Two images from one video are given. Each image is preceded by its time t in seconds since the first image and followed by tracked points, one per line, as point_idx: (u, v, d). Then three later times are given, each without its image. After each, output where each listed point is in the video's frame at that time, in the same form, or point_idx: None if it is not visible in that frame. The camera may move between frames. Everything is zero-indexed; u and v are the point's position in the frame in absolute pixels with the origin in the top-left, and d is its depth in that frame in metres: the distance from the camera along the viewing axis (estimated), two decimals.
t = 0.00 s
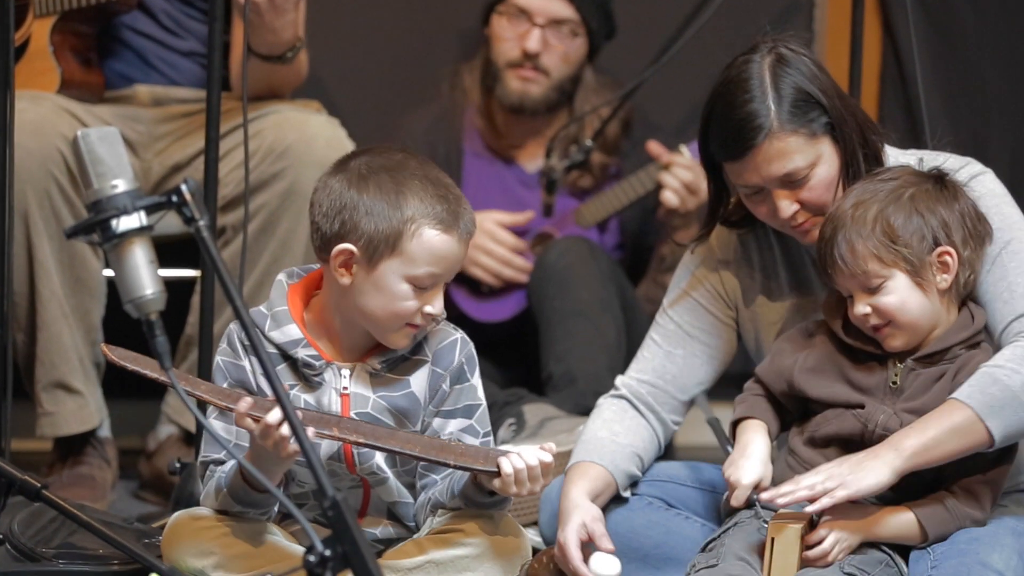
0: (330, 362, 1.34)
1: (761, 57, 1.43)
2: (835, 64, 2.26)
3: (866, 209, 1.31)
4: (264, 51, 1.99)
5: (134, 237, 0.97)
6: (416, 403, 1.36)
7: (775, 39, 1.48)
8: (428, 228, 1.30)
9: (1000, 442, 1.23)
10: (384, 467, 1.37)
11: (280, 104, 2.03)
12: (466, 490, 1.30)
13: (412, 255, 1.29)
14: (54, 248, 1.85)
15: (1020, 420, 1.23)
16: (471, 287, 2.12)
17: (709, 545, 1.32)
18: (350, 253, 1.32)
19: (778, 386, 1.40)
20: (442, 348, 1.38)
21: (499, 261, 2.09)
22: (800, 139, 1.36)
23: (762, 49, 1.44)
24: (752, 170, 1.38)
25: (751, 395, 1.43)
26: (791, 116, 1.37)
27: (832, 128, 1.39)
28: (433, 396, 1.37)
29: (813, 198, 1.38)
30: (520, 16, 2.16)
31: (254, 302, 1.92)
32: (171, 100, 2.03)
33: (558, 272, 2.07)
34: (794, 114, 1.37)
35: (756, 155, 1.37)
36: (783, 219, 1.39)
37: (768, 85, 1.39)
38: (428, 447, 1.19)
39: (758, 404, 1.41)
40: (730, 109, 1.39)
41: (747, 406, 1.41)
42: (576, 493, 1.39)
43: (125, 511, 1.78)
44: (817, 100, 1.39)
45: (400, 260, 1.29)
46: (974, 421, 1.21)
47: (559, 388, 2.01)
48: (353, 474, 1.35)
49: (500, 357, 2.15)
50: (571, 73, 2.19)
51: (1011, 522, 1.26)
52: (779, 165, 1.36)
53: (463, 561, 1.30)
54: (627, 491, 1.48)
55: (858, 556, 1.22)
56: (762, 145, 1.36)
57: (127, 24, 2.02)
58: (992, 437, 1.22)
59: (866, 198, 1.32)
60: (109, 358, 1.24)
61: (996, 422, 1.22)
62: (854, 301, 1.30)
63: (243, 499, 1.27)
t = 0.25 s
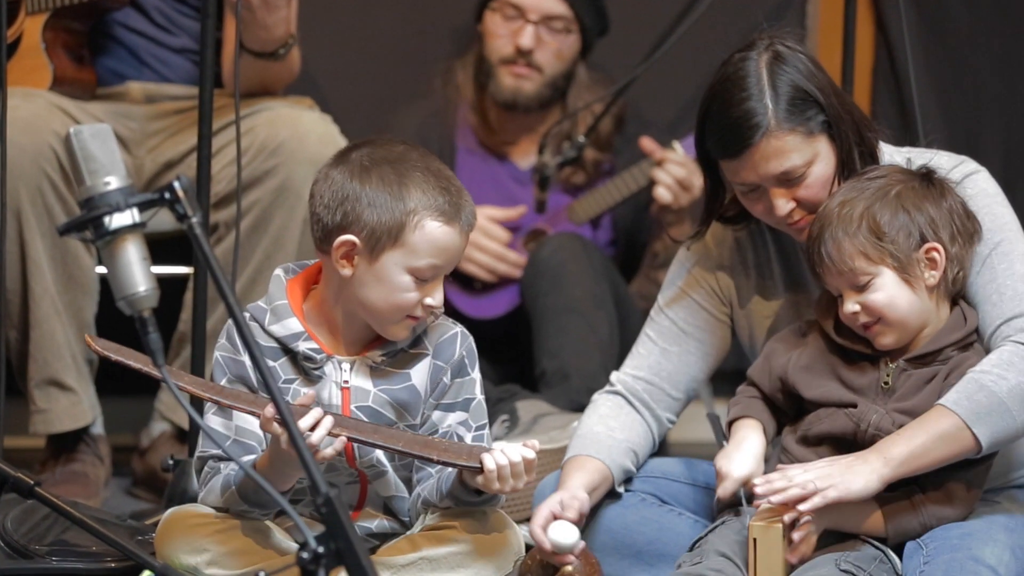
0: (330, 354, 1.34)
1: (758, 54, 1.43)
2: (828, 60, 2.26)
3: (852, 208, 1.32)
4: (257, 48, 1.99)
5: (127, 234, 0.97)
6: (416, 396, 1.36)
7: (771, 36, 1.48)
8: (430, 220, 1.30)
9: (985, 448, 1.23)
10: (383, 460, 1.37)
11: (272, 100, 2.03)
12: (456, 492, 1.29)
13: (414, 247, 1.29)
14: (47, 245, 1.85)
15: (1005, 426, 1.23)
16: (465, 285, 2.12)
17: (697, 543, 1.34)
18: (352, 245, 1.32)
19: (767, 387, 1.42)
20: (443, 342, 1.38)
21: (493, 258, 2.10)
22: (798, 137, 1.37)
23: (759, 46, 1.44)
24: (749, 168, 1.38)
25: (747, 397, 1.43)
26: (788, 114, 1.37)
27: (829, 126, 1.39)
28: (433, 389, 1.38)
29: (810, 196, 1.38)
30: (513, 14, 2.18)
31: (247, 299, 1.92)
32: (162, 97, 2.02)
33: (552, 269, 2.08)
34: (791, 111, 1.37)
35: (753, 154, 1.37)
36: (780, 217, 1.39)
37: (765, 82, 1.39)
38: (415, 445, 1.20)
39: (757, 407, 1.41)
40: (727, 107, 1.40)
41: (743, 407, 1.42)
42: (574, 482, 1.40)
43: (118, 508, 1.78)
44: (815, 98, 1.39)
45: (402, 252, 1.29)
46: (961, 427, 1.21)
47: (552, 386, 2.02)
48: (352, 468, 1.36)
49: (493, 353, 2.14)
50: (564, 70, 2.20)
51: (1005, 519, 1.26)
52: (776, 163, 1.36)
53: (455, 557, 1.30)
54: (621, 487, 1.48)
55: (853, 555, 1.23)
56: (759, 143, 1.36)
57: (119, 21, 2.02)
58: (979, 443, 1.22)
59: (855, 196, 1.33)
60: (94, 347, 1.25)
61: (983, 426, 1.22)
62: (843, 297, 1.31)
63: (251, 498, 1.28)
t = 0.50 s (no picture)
0: (333, 349, 1.34)
1: (753, 54, 1.43)
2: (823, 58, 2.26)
3: (891, 201, 1.32)
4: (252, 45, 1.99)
5: (123, 232, 0.97)
6: (417, 391, 1.36)
7: (766, 35, 1.49)
8: (430, 203, 1.30)
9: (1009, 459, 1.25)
10: (383, 456, 1.37)
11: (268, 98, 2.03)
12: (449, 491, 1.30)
13: (414, 230, 1.29)
14: (43, 242, 1.85)
15: None
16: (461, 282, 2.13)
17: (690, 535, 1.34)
18: (353, 230, 1.32)
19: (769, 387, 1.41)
20: (444, 338, 1.38)
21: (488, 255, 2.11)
22: (795, 138, 1.37)
23: (754, 46, 1.45)
24: (747, 168, 1.38)
25: (748, 401, 1.42)
26: (785, 114, 1.37)
27: (826, 126, 1.40)
28: (435, 384, 1.38)
29: (808, 195, 1.38)
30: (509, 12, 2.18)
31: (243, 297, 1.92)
32: (158, 94, 2.02)
33: (547, 266, 2.08)
34: (789, 111, 1.38)
35: (751, 154, 1.37)
36: (779, 218, 1.39)
37: (762, 82, 1.40)
38: (406, 437, 1.20)
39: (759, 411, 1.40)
40: (725, 107, 1.40)
41: (745, 412, 1.40)
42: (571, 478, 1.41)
43: (115, 505, 1.78)
44: (811, 98, 1.39)
45: (402, 235, 1.29)
46: (988, 439, 1.23)
47: (548, 382, 2.01)
48: (351, 464, 1.36)
49: (489, 350, 2.16)
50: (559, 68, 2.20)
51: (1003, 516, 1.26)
52: (774, 164, 1.37)
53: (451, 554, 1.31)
54: (616, 483, 1.50)
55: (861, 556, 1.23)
56: (758, 144, 1.37)
57: (115, 18, 2.02)
58: (1002, 454, 1.24)
59: (890, 191, 1.33)
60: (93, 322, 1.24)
61: (1007, 438, 1.24)
62: (867, 290, 1.31)
63: (247, 491, 1.28)
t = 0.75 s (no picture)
0: (331, 350, 1.35)
1: (770, 52, 1.43)
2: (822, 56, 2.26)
3: (900, 211, 1.32)
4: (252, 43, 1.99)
5: (122, 230, 0.97)
6: (414, 391, 1.36)
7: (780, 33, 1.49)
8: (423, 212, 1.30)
9: (988, 454, 1.24)
10: (381, 456, 1.36)
11: (267, 96, 2.03)
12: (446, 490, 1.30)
13: (407, 239, 1.29)
14: (42, 241, 1.85)
15: (1008, 431, 1.23)
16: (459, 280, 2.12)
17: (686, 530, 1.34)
18: (346, 237, 1.32)
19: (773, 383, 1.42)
20: (441, 337, 1.39)
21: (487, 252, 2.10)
22: (814, 136, 1.37)
23: (770, 44, 1.44)
24: (766, 167, 1.38)
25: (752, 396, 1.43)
26: (804, 113, 1.37)
27: (845, 124, 1.40)
28: (432, 383, 1.38)
29: (826, 193, 1.39)
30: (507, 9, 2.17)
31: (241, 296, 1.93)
32: (157, 93, 2.02)
33: (546, 264, 2.07)
34: (807, 110, 1.38)
35: (772, 153, 1.37)
36: (796, 216, 1.39)
37: (780, 81, 1.39)
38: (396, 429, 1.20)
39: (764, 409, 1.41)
40: (743, 107, 1.39)
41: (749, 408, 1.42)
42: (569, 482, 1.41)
43: (113, 503, 1.78)
44: (830, 96, 1.40)
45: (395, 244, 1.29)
46: (962, 431, 1.22)
47: (547, 381, 2.01)
48: (349, 463, 1.35)
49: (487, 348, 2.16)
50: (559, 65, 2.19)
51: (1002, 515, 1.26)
52: (794, 162, 1.37)
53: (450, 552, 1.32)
54: (615, 482, 1.49)
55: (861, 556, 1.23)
56: (778, 142, 1.36)
57: (113, 17, 2.02)
58: (981, 448, 1.23)
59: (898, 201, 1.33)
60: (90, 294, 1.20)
61: (983, 430, 1.23)
62: (875, 301, 1.31)
63: (242, 481, 1.27)
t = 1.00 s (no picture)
0: (332, 351, 1.35)
1: (786, 53, 1.42)
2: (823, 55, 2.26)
3: (883, 206, 1.31)
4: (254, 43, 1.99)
5: (124, 229, 0.97)
6: (416, 391, 1.36)
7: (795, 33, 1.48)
8: (382, 196, 1.30)
9: (977, 462, 1.22)
10: (383, 456, 1.36)
11: (268, 95, 2.03)
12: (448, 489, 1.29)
13: (359, 221, 1.29)
14: (43, 240, 1.85)
15: (997, 440, 1.22)
16: (459, 283, 2.13)
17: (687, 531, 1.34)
18: (313, 221, 1.35)
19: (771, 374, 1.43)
20: (442, 338, 1.39)
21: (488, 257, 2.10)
22: (831, 139, 1.37)
23: (786, 45, 1.44)
24: (782, 169, 1.37)
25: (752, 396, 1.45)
26: (822, 116, 1.37)
27: (860, 126, 1.39)
28: (434, 384, 1.38)
29: (840, 196, 1.39)
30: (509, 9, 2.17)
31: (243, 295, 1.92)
32: (158, 93, 2.02)
33: (547, 263, 2.07)
34: (824, 113, 1.37)
35: (790, 156, 1.36)
36: (810, 219, 1.39)
37: (797, 83, 1.39)
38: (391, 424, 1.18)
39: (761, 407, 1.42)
40: (758, 109, 1.39)
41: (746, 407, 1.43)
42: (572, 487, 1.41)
43: (115, 503, 1.78)
44: (847, 99, 1.39)
45: (349, 228, 1.30)
46: (953, 439, 1.21)
47: (549, 380, 2.01)
48: (352, 464, 1.35)
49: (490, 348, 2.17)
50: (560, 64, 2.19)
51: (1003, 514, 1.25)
52: (811, 165, 1.36)
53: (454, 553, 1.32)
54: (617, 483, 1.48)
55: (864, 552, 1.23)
56: (796, 146, 1.35)
57: (114, 16, 2.02)
58: (970, 456, 1.22)
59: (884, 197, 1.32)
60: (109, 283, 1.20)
61: (973, 439, 1.21)
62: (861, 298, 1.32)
63: (235, 475, 1.28)
